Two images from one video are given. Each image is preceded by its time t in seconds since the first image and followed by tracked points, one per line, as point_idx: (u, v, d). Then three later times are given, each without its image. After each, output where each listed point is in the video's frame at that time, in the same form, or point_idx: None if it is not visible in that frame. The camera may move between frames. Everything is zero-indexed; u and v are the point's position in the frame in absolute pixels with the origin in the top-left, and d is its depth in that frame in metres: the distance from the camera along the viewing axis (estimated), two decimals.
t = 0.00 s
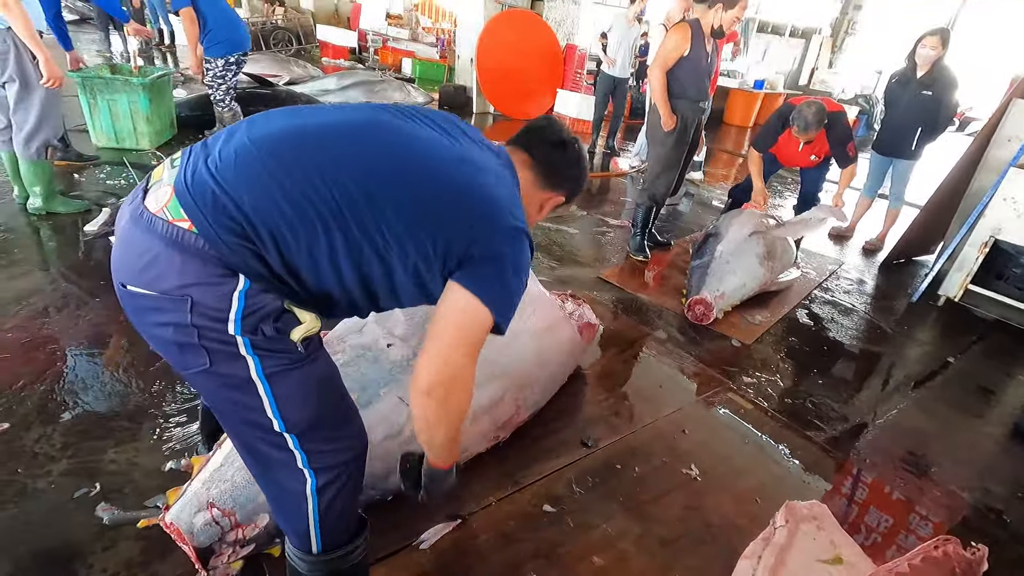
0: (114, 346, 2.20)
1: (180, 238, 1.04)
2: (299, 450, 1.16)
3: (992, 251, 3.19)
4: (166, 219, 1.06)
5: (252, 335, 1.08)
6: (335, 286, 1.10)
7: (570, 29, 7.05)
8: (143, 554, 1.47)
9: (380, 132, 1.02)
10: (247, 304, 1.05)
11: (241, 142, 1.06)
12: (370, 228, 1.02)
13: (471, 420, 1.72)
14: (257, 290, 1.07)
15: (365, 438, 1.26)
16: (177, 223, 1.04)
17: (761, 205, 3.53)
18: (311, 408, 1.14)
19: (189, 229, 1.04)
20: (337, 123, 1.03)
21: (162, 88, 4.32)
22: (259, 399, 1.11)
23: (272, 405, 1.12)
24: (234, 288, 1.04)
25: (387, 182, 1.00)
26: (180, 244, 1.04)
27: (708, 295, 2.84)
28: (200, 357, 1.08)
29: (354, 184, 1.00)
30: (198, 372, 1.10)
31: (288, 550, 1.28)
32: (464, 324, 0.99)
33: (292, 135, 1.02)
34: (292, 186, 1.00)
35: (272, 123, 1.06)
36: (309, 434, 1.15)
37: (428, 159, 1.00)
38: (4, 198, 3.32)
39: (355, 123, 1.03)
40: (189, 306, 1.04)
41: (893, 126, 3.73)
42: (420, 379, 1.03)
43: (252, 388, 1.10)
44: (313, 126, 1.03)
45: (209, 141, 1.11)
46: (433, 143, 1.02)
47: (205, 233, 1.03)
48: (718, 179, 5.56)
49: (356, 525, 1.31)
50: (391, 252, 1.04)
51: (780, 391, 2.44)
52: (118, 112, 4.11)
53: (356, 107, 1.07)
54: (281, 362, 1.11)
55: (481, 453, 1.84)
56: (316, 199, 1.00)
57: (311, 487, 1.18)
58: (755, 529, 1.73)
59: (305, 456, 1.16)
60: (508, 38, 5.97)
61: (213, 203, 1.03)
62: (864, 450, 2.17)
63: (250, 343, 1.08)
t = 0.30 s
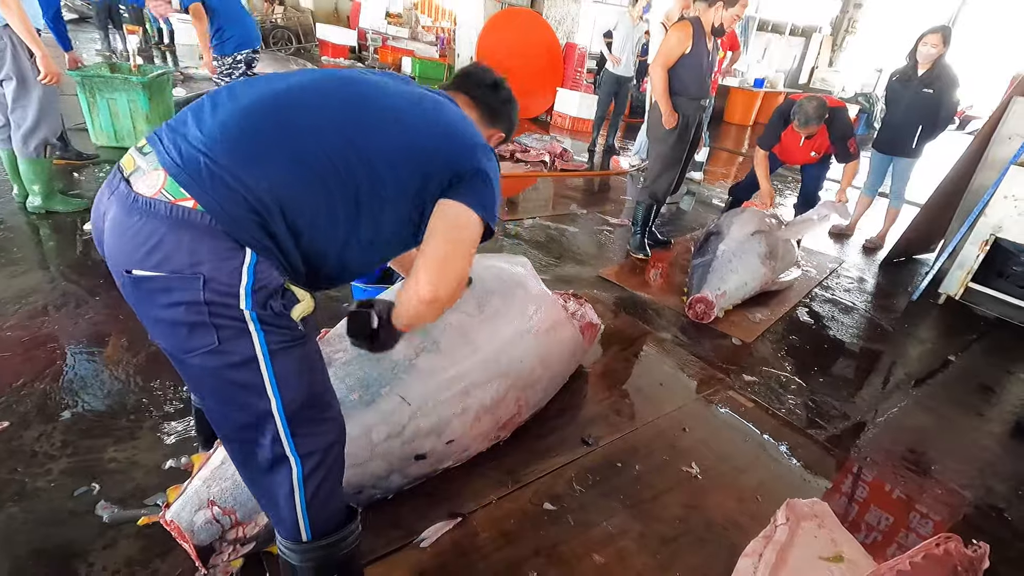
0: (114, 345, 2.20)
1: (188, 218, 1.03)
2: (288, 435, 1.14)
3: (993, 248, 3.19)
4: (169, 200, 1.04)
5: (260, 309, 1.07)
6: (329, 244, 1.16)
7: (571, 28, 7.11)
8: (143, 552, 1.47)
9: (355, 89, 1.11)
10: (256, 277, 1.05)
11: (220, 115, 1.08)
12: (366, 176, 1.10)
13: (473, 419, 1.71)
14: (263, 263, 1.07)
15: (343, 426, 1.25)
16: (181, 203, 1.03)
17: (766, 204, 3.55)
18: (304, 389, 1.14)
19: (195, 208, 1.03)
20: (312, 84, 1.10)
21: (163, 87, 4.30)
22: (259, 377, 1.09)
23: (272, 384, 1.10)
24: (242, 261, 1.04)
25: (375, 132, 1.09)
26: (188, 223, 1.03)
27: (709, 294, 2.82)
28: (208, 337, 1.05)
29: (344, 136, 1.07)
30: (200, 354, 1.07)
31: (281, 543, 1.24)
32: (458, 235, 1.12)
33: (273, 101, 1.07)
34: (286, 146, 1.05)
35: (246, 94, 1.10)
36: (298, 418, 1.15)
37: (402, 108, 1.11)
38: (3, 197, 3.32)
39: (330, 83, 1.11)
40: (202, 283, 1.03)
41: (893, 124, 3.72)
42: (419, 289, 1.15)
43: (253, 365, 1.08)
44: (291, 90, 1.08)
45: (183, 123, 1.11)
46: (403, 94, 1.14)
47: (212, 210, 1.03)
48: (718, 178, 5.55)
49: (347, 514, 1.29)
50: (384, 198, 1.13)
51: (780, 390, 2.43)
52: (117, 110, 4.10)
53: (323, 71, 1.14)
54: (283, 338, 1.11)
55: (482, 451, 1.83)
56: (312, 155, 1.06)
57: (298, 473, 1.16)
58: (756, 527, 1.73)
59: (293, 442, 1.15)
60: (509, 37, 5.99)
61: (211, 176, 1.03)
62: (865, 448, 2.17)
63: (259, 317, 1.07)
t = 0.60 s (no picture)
0: (118, 335, 2.20)
1: (195, 216, 1.02)
2: (286, 409, 1.13)
3: (998, 243, 3.17)
4: (174, 197, 1.02)
5: (257, 288, 1.09)
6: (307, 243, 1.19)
7: (575, 20, 6.95)
8: (148, 542, 1.48)
9: (340, 95, 1.11)
10: (252, 263, 1.07)
11: (212, 111, 1.06)
12: (349, 183, 1.12)
13: (475, 411, 1.72)
14: (257, 254, 1.09)
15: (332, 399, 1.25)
16: (188, 201, 1.02)
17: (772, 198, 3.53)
18: (299, 363, 1.15)
19: (201, 206, 1.03)
20: (299, 88, 1.09)
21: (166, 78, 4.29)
22: (258, 355, 1.09)
23: (270, 358, 1.10)
24: (241, 252, 1.05)
25: (364, 133, 1.10)
26: (196, 220, 1.02)
27: (712, 288, 2.81)
28: (207, 319, 1.04)
29: (332, 140, 1.08)
30: (200, 337, 1.06)
31: (280, 518, 1.23)
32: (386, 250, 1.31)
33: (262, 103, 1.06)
34: (276, 149, 1.05)
35: (233, 95, 1.08)
36: (294, 390, 1.14)
37: (382, 118, 1.14)
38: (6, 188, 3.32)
39: (316, 88, 1.10)
40: (206, 272, 1.02)
41: (900, 118, 3.70)
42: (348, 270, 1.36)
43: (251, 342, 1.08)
44: (280, 93, 1.07)
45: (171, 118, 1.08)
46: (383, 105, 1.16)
47: (219, 207, 1.03)
48: (722, 171, 5.52)
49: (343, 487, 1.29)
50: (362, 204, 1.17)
51: (783, 384, 2.43)
52: (120, 101, 4.08)
53: (309, 74, 1.13)
54: (275, 312, 1.12)
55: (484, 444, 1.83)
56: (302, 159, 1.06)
57: (295, 446, 1.15)
58: (758, 521, 1.73)
59: (290, 415, 1.14)
60: (513, 29, 5.98)
61: (209, 175, 1.03)
62: (867, 442, 2.16)
63: (254, 294, 1.08)
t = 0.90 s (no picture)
0: (113, 329, 2.19)
1: (171, 187, 1.03)
2: (275, 382, 1.13)
3: (993, 247, 3.19)
4: (150, 170, 1.03)
5: (239, 264, 1.08)
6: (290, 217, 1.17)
7: (575, 18, 6.82)
8: (142, 537, 1.47)
9: (317, 69, 1.10)
10: (232, 239, 1.06)
11: (192, 87, 1.06)
12: (328, 152, 1.10)
13: (472, 408, 1.72)
14: (238, 229, 1.08)
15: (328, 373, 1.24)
16: (164, 173, 1.03)
17: (771, 199, 3.53)
18: (288, 338, 1.14)
19: (178, 178, 1.03)
20: (276, 61, 1.09)
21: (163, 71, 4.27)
22: (244, 330, 1.09)
23: (255, 331, 1.10)
24: (219, 226, 1.05)
25: (342, 110, 1.09)
26: (170, 191, 1.03)
27: (709, 288, 2.81)
28: (192, 294, 1.06)
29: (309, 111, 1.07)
30: (184, 311, 1.07)
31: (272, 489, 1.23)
32: (390, 220, 1.18)
33: (240, 76, 1.06)
34: (252, 120, 1.04)
35: (210, 70, 1.08)
36: (284, 367, 1.14)
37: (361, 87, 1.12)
38: (2, 179, 3.31)
39: (293, 61, 1.10)
40: (184, 246, 1.03)
41: (897, 122, 3.71)
42: (347, 258, 1.21)
43: (236, 318, 1.09)
44: (257, 67, 1.07)
45: (150, 96, 1.08)
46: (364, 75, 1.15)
47: (193, 179, 1.03)
48: (720, 172, 5.53)
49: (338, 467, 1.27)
50: (344, 173, 1.14)
51: (779, 386, 2.44)
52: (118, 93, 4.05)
53: (288, 49, 1.13)
54: (261, 289, 1.12)
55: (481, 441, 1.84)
56: (279, 129, 1.06)
57: (285, 419, 1.15)
58: (752, 520, 1.74)
59: (280, 389, 1.14)
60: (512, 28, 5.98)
61: (186, 148, 1.02)
62: (861, 444, 2.18)
63: (238, 270, 1.08)
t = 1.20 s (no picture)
0: (126, 317, 2.21)
1: (172, 194, 1.03)
2: (299, 395, 1.16)
3: (1008, 247, 3.17)
4: (156, 176, 1.04)
5: (249, 281, 1.08)
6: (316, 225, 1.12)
7: (586, 10, 6.70)
8: (153, 523, 1.49)
9: (347, 71, 1.04)
10: (242, 251, 1.06)
11: (216, 90, 1.04)
12: (349, 161, 1.04)
13: (481, 400, 1.72)
14: (250, 240, 1.07)
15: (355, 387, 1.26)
16: (166, 180, 1.03)
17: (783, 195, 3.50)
18: (311, 351, 1.16)
19: (179, 185, 1.03)
20: (306, 62, 1.04)
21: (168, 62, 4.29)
22: (259, 346, 1.11)
23: (273, 349, 1.12)
24: (228, 237, 1.04)
25: (365, 122, 1.02)
26: (173, 199, 1.03)
27: (719, 284, 2.81)
28: (202, 308, 1.07)
29: (330, 117, 1.01)
30: (196, 324, 1.10)
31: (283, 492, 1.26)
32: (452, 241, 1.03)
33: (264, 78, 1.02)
34: (270, 124, 1.00)
35: (237, 73, 1.05)
36: (307, 380, 1.16)
37: (394, 90, 1.03)
38: (15, 168, 3.33)
39: (324, 62, 1.04)
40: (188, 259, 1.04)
41: (912, 118, 3.66)
42: (414, 296, 1.05)
43: (251, 334, 1.10)
44: (284, 68, 1.03)
45: (183, 95, 1.08)
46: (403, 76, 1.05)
47: (195, 185, 1.02)
48: (730, 168, 5.49)
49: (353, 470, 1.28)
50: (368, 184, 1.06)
51: (788, 383, 2.43)
52: (130, 85, 4.08)
53: (324, 48, 1.07)
54: (278, 307, 1.12)
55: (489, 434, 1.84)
56: (296, 135, 1.01)
57: (309, 429, 1.18)
58: (759, 517, 1.74)
59: (304, 401, 1.16)
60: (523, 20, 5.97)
61: (199, 152, 1.01)
62: (870, 442, 2.16)
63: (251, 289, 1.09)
